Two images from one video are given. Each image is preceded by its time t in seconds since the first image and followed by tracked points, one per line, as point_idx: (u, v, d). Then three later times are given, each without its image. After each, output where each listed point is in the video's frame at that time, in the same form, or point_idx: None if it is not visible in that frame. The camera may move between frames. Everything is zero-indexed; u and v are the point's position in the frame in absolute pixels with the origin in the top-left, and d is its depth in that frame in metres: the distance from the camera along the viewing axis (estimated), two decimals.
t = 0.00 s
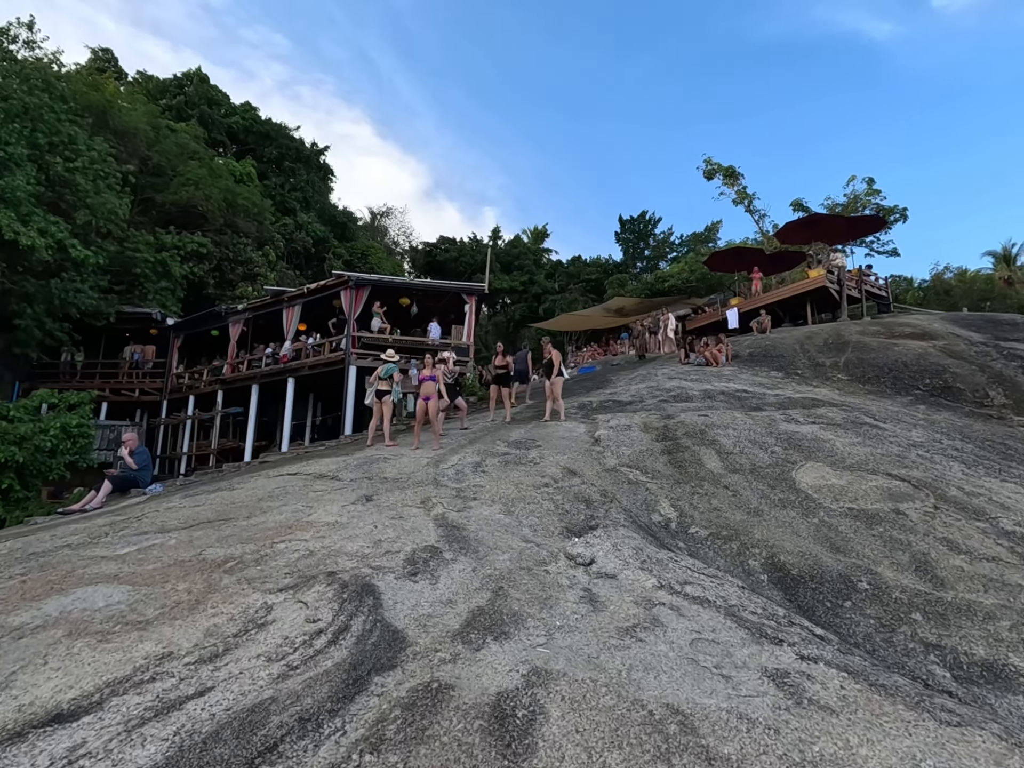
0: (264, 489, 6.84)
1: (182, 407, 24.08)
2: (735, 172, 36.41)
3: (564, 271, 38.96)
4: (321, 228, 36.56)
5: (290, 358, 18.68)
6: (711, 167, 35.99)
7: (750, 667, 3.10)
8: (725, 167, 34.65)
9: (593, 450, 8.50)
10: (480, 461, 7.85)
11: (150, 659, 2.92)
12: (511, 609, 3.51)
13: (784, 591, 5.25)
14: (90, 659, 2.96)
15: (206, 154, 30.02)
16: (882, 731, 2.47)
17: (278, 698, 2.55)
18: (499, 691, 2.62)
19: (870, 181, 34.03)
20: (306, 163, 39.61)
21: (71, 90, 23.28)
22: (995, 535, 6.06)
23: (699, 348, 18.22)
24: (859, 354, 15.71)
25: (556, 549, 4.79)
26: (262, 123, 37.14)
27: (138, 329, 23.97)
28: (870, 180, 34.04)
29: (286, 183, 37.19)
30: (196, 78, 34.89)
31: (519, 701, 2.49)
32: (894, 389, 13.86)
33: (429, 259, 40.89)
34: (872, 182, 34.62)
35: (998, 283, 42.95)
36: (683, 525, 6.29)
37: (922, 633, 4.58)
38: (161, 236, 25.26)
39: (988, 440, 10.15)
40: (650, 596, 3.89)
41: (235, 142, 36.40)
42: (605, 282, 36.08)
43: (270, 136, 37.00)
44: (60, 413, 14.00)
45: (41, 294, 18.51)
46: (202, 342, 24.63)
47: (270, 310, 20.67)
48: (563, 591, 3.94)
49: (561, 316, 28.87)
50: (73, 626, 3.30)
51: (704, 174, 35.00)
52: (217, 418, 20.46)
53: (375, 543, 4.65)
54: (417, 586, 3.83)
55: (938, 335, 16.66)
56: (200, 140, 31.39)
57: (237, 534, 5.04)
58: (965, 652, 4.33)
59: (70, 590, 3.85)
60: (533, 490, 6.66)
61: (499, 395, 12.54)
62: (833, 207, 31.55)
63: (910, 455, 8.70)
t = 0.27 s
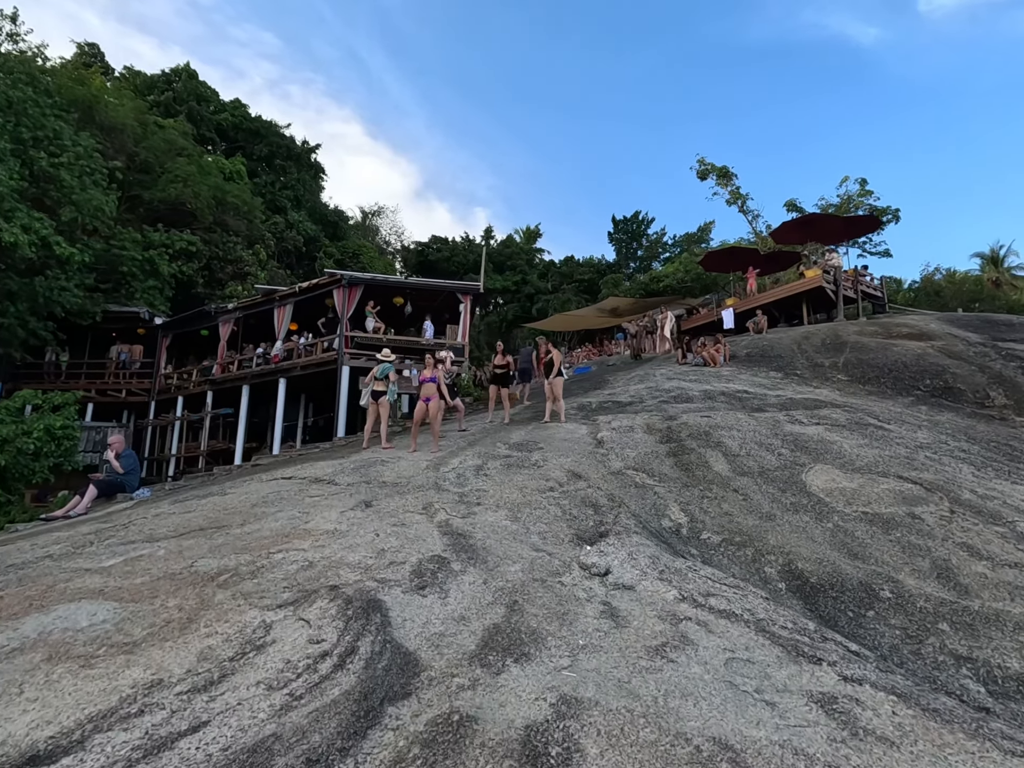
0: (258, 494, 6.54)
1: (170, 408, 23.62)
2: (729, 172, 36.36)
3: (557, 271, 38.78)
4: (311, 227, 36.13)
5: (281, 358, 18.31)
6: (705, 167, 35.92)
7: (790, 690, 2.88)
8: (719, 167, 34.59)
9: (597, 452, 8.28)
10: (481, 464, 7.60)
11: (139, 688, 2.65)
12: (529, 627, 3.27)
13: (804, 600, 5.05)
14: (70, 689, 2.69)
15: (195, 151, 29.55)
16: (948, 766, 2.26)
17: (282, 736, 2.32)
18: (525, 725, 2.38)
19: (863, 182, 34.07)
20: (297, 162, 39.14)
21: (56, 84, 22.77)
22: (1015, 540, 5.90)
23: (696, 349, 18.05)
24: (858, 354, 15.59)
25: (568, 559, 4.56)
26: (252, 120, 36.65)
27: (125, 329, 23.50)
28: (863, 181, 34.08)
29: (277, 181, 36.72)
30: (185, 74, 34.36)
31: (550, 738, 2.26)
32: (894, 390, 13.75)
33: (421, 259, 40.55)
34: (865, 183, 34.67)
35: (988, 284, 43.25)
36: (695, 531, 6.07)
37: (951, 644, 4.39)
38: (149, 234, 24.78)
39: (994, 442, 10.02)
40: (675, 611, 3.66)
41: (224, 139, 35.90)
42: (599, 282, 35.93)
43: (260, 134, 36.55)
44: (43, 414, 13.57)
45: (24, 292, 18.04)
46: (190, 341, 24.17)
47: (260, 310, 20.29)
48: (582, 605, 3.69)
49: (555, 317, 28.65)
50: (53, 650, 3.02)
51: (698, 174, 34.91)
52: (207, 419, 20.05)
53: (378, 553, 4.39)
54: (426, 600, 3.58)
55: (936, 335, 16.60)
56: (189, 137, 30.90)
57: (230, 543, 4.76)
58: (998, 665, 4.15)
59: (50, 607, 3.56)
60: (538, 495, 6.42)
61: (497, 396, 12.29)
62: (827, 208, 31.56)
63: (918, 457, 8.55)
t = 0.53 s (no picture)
0: (251, 502, 6.30)
1: (159, 409, 23.21)
2: (722, 173, 36.37)
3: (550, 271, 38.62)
4: (302, 226, 35.74)
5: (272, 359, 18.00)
6: (698, 168, 35.91)
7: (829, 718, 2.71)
8: (712, 168, 34.62)
9: (600, 457, 8.11)
10: (482, 470, 7.41)
11: (129, 724, 2.45)
12: (547, 649, 3.08)
13: (820, 612, 4.89)
14: (55, 726, 2.48)
15: (184, 148, 29.10)
16: None
17: None
18: None
19: (855, 184, 34.17)
20: (288, 160, 38.72)
21: (41, 78, 22.31)
22: None
23: (693, 350, 17.94)
24: (855, 356, 15.53)
25: (580, 571, 4.38)
26: (242, 117, 36.19)
27: (113, 328, 23.07)
28: (855, 183, 34.18)
29: (267, 179, 36.30)
30: (174, 70, 33.86)
31: None
32: (892, 392, 13.69)
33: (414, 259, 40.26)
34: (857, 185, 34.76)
35: (977, 286, 43.58)
36: (704, 539, 5.90)
37: (977, 659, 4.24)
38: (137, 232, 24.35)
39: (996, 445, 9.94)
40: (697, 629, 3.48)
41: (214, 136, 35.42)
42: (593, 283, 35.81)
43: (250, 132, 36.10)
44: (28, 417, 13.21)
45: (8, 291, 17.61)
46: (179, 341, 23.79)
47: (251, 309, 19.96)
48: (600, 623, 3.50)
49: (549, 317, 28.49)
50: (35, 679, 2.80)
51: (691, 175, 34.90)
52: (196, 421, 19.70)
53: (382, 566, 4.18)
54: (436, 619, 3.38)
55: (932, 337, 16.58)
56: (178, 133, 30.45)
57: (225, 555, 4.53)
58: None
59: (31, 629, 3.32)
60: (542, 502, 6.23)
61: (495, 398, 12.10)
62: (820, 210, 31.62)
63: (924, 462, 8.43)
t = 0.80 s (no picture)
0: (224, 501, 5.99)
1: (122, 407, 22.39)
2: (697, 176, 36.74)
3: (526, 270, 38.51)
4: (274, 220, 34.98)
5: (243, 355, 17.48)
6: (673, 171, 36.21)
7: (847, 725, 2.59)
8: (687, 170, 34.93)
9: (584, 455, 7.98)
10: (465, 468, 7.21)
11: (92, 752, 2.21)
12: (549, 656, 2.90)
13: (814, 613, 4.83)
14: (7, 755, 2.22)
15: (151, 137, 28.19)
16: None
17: None
18: None
19: (826, 189, 34.83)
20: (259, 152, 37.85)
21: None
22: (1013, 546, 5.83)
23: (670, 349, 18.00)
24: (830, 358, 15.72)
25: (574, 572, 4.22)
26: (212, 108, 35.25)
27: (74, 322, 22.19)
28: (825, 189, 34.85)
29: (238, 172, 35.42)
30: (141, 57, 32.80)
31: None
32: (866, 394, 13.87)
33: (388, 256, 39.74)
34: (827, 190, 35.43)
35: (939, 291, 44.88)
36: (694, 539, 5.80)
37: (972, 659, 4.20)
38: (100, 222, 23.46)
39: (969, 445, 10.12)
40: (701, 633, 3.35)
41: (182, 126, 34.42)
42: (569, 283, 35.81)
43: (221, 123, 35.20)
44: None
45: None
46: (145, 336, 23.00)
47: (221, 304, 19.38)
48: (602, 627, 3.35)
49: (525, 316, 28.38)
50: None
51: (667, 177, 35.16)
52: (162, 419, 19.03)
53: (368, 569, 3.97)
54: (431, 625, 3.19)
55: (902, 339, 16.91)
56: (144, 122, 29.47)
57: (198, 558, 4.26)
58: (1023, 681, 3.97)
59: None
60: (530, 501, 6.06)
61: (474, 396, 11.90)
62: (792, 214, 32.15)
63: (903, 461, 8.51)
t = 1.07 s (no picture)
0: (151, 509, 5.51)
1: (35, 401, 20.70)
2: (642, 181, 37.39)
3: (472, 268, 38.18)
4: (208, 206, 33.26)
5: (173, 348, 16.44)
6: (619, 174, 36.73)
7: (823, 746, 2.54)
8: (633, 174, 35.48)
9: (537, 458, 7.84)
10: (415, 472, 6.94)
11: None
12: (517, 682, 2.73)
13: (769, 619, 4.85)
14: None
15: (71, 111, 26.20)
16: None
17: None
18: None
19: (763, 199, 36.16)
20: (192, 134, 35.88)
21: None
22: (948, 548, 6.07)
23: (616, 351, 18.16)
24: (768, 361, 16.20)
25: (535, 585, 4.06)
26: (140, 84, 33.13)
27: None
28: (763, 198, 36.16)
29: (168, 153, 33.46)
30: (60, 24, 30.44)
31: None
32: (802, 397, 14.39)
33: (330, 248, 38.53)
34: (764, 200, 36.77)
35: (864, 300, 47.43)
36: (650, 544, 5.76)
37: (920, 663, 4.30)
38: (11, 200, 21.60)
39: (899, 448, 10.61)
40: (670, 649, 3.25)
41: (106, 102, 32.21)
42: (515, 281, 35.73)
43: (150, 100, 33.14)
44: None
45: None
46: (61, 325, 21.34)
47: (149, 293, 18.18)
48: (569, 645, 3.20)
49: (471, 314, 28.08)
50: None
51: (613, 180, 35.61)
52: (81, 415, 17.69)
53: (316, 586, 3.67)
54: (385, 651, 2.94)
55: (834, 345, 17.67)
56: (63, 94, 27.36)
57: (121, 576, 3.84)
58: (967, 683, 4.08)
59: None
60: (484, 507, 5.85)
61: (422, 396, 11.58)
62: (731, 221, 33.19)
63: (842, 464, 8.80)
